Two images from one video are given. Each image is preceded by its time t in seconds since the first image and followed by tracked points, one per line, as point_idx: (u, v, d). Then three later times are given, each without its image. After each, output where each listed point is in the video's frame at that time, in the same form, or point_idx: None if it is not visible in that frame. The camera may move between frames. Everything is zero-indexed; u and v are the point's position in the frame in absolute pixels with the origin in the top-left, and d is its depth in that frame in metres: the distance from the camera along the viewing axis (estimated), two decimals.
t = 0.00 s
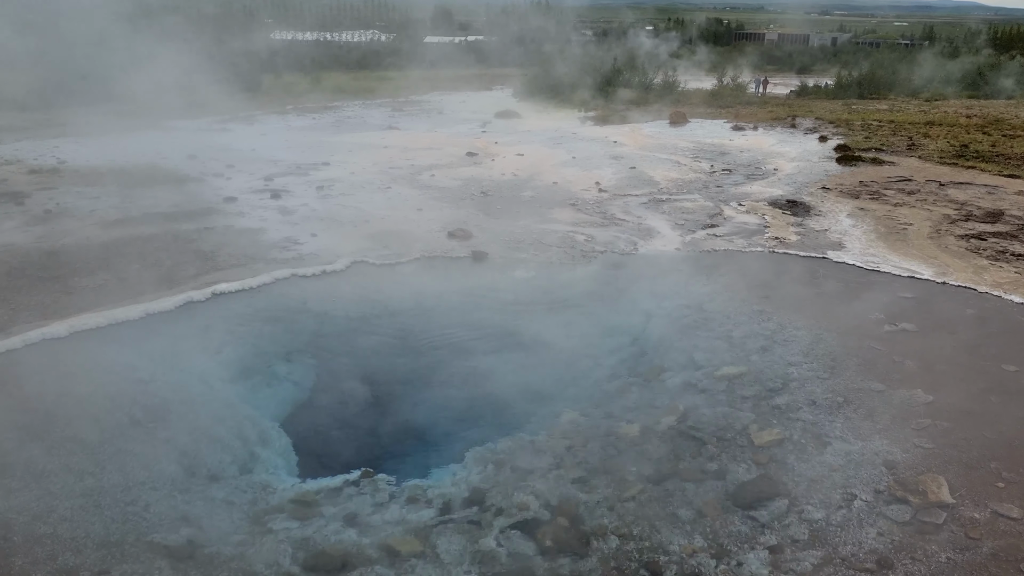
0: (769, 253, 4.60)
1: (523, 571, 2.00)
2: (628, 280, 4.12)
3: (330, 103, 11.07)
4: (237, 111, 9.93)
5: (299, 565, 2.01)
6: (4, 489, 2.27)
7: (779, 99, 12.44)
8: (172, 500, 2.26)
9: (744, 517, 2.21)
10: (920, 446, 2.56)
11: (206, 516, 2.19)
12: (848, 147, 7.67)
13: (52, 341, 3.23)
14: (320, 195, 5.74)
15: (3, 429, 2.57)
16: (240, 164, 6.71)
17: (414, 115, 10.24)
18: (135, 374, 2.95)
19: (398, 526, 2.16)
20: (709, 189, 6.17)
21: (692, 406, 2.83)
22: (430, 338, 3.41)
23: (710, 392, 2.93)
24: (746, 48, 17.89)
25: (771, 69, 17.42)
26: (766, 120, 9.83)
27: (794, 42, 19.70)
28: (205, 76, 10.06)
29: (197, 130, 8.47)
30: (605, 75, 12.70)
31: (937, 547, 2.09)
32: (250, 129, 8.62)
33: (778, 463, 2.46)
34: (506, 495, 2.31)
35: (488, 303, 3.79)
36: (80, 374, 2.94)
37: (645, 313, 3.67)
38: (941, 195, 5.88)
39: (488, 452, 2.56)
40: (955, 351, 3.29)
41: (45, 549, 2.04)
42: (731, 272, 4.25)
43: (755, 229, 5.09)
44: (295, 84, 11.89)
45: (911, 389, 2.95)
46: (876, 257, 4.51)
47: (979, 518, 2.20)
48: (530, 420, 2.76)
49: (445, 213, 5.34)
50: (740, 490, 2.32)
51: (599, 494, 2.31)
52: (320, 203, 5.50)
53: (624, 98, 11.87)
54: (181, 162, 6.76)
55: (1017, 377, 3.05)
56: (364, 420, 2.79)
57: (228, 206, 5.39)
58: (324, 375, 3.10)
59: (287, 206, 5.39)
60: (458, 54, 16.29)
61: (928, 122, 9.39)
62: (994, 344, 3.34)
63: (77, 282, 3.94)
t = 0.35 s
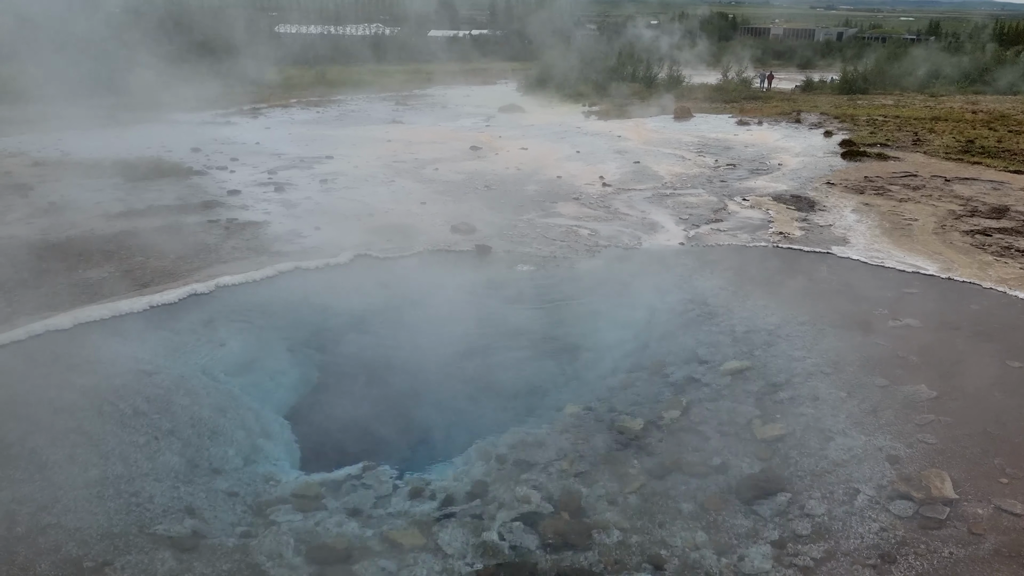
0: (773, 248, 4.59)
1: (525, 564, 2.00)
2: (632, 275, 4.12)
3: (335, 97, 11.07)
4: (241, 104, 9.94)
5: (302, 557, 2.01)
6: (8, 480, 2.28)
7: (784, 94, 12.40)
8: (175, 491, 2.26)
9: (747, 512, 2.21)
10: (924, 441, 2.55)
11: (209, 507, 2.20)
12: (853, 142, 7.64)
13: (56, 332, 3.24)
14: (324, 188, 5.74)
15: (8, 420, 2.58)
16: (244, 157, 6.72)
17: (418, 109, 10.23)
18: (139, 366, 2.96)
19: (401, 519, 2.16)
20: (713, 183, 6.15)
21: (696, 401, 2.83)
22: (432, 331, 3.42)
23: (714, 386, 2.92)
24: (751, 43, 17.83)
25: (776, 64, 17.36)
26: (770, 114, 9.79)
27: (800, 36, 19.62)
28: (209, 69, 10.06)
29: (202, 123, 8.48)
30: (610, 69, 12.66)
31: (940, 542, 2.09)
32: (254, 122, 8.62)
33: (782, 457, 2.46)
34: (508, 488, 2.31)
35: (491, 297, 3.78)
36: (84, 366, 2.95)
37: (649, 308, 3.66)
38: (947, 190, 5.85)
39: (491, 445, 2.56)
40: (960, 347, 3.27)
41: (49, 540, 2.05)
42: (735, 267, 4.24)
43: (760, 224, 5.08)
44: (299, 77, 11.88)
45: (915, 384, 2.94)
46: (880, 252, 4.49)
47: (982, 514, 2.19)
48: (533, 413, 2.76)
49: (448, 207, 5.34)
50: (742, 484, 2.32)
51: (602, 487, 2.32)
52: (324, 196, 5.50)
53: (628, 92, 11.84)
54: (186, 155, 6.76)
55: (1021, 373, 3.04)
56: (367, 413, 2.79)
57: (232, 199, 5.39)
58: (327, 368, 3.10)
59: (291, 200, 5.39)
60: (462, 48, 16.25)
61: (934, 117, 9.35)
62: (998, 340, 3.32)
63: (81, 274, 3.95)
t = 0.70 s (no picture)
0: (777, 243, 4.57)
1: (527, 557, 2.00)
2: (635, 269, 4.11)
3: (339, 90, 11.05)
4: (245, 97, 9.93)
5: (305, 550, 2.02)
6: (13, 471, 2.29)
7: (790, 89, 12.34)
8: (179, 483, 2.27)
9: (750, 506, 2.21)
10: (928, 437, 2.54)
11: (213, 500, 2.20)
12: (859, 137, 7.61)
13: (60, 325, 3.25)
14: (328, 182, 5.74)
15: (12, 412, 2.59)
16: (248, 150, 6.72)
17: (421, 103, 10.21)
18: (142, 359, 2.97)
19: (404, 512, 2.17)
20: (718, 178, 6.13)
21: (699, 396, 2.82)
22: (435, 325, 3.41)
23: (717, 381, 2.92)
24: (756, 37, 17.75)
25: (782, 59, 17.28)
26: (776, 109, 9.75)
27: (806, 31, 19.52)
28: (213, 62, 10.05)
29: (206, 116, 8.48)
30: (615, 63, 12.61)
31: (943, 538, 2.09)
32: (258, 116, 8.62)
33: (785, 452, 2.46)
34: (511, 482, 2.31)
35: (495, 291, 3.78)
36: (88, 358, 2.96)
37: (652, 303, 3.65)
38: (952, 186, 5.83)
39: (494, 439, 2.56)
40: (965, 342, 3.26)
41: (54, 531, 2.06)
42: (739, 262, 4.23)
43: (764, 219, 5.06)
44: (304, 71, 11.87)
45: (919, 380, 2.93)
46: (885, 248, 4.48)
47: (985, 510, 2.19)
48: (536, 407, 2.76)
49: (452, 201, 5.33)
50: (745, 479, 2.32)
51: (605, 482, 2.32)
52: (328, 190, 5.50)
53: (633, 86, 11.80)
54: (190, 148, 6.77)
55: None
56: (370, 406, 2.80)
57: (236, 192, 5.39)
58: (330, 361, 3.11)
59: (295, 193, 5.39)
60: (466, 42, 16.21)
61: (940, 112, 9.30)
62: (1003, 336, 3.31)
63: (85, 266, 3.95)
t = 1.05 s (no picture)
0: (783, 238, 4.56)
1: (532, 551, 2.00)
2: (640, 264, 4.10)
3: (345, 84, 11.04)
4: (250, 90, 9.92)
5: (311, 542, 2.02)
6: (20, 462, 2.30)
7: (796, 83, 12.28)
8: (185, 476, 2.28)
9: (754, 502, 2.21)
10: (933, 432, 2.53)
11: (219, 492, 2.21)
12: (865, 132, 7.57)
13: (67, 317, 3.26)
14: (333, 175, 5.74)
15: (19, 404, 2.60)
16: (254, 143, 6.72)
17: (427, 96, 10.19)
18: (148, 352, 2.97)
19: (409, 505, 2.17)
20: (723, 173, 6.10)
21: (704, 390, 2.82)
22: (439, 319, 3.41)
23: (722, 376, 2.91)
24: (762, 31, 17.66)
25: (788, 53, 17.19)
26: (782, 104, 9.70)
27: (813, 24, 19.41)
28: (218, 54, 10.05)
29: (211, 109, 8.49)
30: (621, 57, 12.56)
31: (948, 534, 2.08)
32: (264, 109, 8.62)
33: (790, 448, 2.45)
34: (516, 476, 2.32)
35: (499, 285, 3.78)
36: (95, 350, 2.97)
37: (657, 297, 3.64)
38: (959, 181, 5.79)
39: (498, 433, 2.56)
40: (971, 338, 3.24)
41: (61, 522, 2.07)
42: (744, 257, 4.21)
43: (770, 213, 5.05)
44: (308, 64, 11.86)
45: (925, 375, 2.92)
46: (892, 243, 4.46)
47: (990, 506, 2.18)
48: (540, 401, 2.76)
49: (457, 194, 5.33)
50: (750, 474, 2.32)
51: (609, 476, 2.32)
52: (333, 183, 5.50)
53: (639, 80, 11.76)
54: (196, 141, 6.78)
55: None
56: (374, 400, 2.80)
57: (242, 185, 5.40)
58: (335, 355, 3.11)
59: (300, 186, 5.40)
60: (472, 36, 16.18)
61: (947, 107, 9.25)
62: (1009, 331, 3.30)
63: (91, 259, 3.96)
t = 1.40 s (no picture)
0: (788, 227, 4.53)
1: (534, 538, 2.01)
2: (644, 252, 4.08)
3: (349, 71, 11.00)
4: (254, 77, 9.89)
5: (314, 528, 2.03)
6: (25, 447, 2.31)
7: (803, 71, 12.20)
8: (189, 461, 2.29)
9: (757, 489, 2.21)
10: (937, 422, 2.53)
11: (223, 477, 2.22)
12: (872, 120, 7.52)
13: (71, 303, 3.26)
14: (337, 162, 5.72)
15: (24, 390, 2.61)
16: (258, 130, 6.71)
17: (431, 83, 10.15)
18: (152, 338, 2.98)
19: (412, 492, 2.18)
20: (728, 161, 6.07)
21: (707, 378, 2.81)
22: (443, 306, 3.41)
23: (726, 364, 2.91)
24: (768, 19, 17.53)
25: (795, 42, 17.06)
26: (788, 92, 9.64)
27: (820, 12, 19.25)
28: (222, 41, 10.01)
29: (215, 95, 8.46)
30: (626, 44, 12.48)
31: (951, 523, 2.08)
32: (268, 96, 8.60)
33: (793, 436, 2.45)
34: (519, 463, 2.32)
35: (503, 272, 3.77)
36: (99, 336, 2.97)
37: (661, 285, 3.63)
38: (966, 170, 5.76)
39: (501, 420, 2.56)
40: (975, 328, 3.23)
41: (66, 507, 2.08)
42: (749, 245, 4.20)
43: (775, 202, 5.02)
44: (312, 50, 11.80)
45: (929, 364, 2.91)
46: (897, 232, 4.43)
47: (994, 495, 2.18)
48: (544, 389, 2.76)
49: (461, 182, 5.31)
50: (753, 462, 2.32)
51: (612, 464, 2.32)
52: (337, 170, 5.49)
53: (644, 69, 11.69)
54: (199, 128, 6.76)
55: None
56: (377, 386, 2.80)
57: (245, 172, 5.39)
58: (338, 341, 3.11)
59: (304, 173, 5.38)
60: (476, 23, 16.08)
61: (954, 96, 9.18)
62: (1013, 321, 3.28)
63: (95, 245, 3.96)
